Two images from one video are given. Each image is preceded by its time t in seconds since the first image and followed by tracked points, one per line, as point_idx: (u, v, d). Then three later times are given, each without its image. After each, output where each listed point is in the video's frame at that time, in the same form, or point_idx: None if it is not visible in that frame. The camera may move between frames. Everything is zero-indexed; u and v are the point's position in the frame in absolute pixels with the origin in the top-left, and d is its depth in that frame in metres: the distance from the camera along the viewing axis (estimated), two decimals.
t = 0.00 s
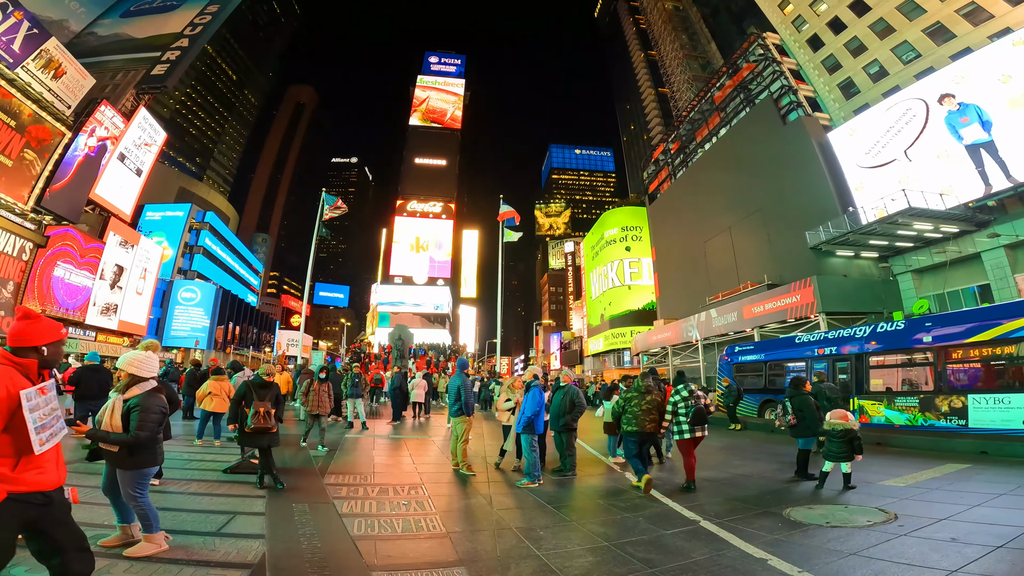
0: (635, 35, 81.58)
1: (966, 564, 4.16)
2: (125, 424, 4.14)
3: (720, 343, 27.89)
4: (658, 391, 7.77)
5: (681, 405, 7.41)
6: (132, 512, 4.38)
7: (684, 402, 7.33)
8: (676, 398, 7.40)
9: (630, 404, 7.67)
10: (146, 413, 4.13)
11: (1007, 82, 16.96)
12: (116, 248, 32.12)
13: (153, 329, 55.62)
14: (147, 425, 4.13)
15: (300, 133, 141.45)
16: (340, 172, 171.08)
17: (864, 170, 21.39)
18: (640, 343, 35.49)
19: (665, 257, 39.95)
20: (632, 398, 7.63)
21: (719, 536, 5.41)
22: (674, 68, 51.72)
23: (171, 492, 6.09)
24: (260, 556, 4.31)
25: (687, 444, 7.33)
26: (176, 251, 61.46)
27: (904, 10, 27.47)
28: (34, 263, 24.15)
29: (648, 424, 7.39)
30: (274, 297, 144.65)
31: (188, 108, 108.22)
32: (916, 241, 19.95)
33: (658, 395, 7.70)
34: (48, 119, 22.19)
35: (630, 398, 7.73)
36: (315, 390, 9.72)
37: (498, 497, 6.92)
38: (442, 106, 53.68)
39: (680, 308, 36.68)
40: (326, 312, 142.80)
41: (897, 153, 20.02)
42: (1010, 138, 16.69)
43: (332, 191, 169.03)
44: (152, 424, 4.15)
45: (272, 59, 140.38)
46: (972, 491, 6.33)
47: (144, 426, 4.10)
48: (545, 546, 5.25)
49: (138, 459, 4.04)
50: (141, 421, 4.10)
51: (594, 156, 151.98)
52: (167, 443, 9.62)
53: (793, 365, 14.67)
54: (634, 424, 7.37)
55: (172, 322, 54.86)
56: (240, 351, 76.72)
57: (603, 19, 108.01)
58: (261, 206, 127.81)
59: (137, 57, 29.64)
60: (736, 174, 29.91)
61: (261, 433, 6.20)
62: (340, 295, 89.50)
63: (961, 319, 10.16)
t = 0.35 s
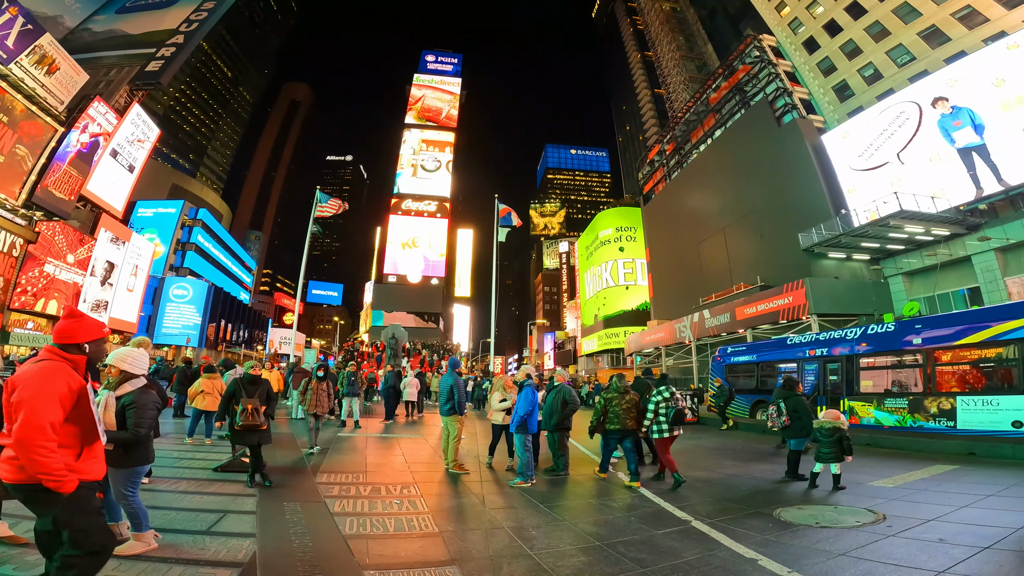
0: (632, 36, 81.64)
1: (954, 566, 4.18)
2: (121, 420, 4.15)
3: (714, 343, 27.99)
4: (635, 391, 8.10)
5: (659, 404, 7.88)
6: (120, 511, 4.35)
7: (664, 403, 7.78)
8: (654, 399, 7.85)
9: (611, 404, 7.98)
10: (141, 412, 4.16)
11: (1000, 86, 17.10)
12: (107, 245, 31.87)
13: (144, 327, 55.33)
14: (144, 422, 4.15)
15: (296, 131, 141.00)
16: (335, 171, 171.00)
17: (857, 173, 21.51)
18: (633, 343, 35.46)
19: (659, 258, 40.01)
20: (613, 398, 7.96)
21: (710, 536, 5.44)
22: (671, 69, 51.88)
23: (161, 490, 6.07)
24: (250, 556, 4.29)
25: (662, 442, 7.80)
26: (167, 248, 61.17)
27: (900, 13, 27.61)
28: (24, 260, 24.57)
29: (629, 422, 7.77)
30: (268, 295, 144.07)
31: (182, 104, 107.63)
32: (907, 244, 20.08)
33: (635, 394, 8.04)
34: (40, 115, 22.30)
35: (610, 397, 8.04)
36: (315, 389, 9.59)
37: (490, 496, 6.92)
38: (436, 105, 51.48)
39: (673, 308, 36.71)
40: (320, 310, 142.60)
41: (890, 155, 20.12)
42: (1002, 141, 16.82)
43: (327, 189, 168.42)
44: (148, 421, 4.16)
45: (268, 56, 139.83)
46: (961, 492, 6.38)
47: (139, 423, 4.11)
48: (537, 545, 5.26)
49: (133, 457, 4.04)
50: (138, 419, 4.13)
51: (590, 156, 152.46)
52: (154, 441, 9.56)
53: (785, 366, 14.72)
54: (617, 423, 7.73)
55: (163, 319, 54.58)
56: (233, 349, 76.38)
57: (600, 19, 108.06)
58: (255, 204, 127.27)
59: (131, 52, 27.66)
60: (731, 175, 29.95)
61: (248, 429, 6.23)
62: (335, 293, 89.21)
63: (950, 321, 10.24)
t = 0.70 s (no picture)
0: (630, 36, 81.70)
1: (942, 567, 4.21)
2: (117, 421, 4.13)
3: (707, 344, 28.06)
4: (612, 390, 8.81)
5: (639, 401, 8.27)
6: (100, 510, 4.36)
7: (646, 401, 8.15)
8: (636, 397, 8.21)
9: (589, 400, 8.66)
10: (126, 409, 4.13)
11: (994, 90, 17.20)
12: (98, 241, 31.64)
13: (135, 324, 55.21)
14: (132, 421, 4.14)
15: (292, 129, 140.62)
16: (331, 169, 170.56)
17: (850, 175, 21.62)
18: (627, 343, 35.47)
19: (653, 259, 40.09)
20: (590, 395, 8.64)
21: (702, 537, 5.46)
22: (667, 70, 52.02)
23: (151, 489, 6.07)
24: (240, 554, 4.29)
25: (643, 437, 8.23)
26: (160, 245, 60.83)
27: (895, 16, 27.74)
28: (14, 256, 24.36)
29: (605, 418, 8.43)
30: (261, 292, 143.49)
31: (176, 101, 107.10)
32: (898, 246, 20.20)
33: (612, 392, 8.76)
34: (32, 111, 22.27)
35: (588, 394, 8.73)
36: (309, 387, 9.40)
37: (483, 496, 6.92)
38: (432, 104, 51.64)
39: (668, 309, 36.74)
40: (313, 308, 142.28)
41: (883, 159, 20.23)
42: (994, 145, 16.92)
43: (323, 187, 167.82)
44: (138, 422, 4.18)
45: (265, 53, 139.25)
46: (950, 493, 6.43)
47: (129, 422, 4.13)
48: (529, 545, 5.26)
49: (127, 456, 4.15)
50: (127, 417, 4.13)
51: (585, 156, 152.68)
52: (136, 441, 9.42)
53: (777, 367, 14.79)
54: (593, 419, 8.40)
55: (155, 316, 54.41)
56: (225, 347, 76.10)
57: (598, 19, 108.17)
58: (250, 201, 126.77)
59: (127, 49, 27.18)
60: (725, 177, 29.96)
61: (229, 428, 6.21)
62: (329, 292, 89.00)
63: (939, 324, 10.29)
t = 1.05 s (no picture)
0: (626, 36, 81.82)
1: (927, 567, 4.24)
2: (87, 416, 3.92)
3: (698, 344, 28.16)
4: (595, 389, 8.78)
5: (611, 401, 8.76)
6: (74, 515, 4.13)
7: (616, 400, 8.61)
8: (608, 396, 8.65)
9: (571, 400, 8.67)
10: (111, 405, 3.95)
11: (987, 93, 17.26)
12: (88, 236, 31.45)
13: (123, 320, 55.00)
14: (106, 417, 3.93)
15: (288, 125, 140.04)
16: (325, 165, 170.02)
17: (842, 177, 21.73)
18: (619, 343, 35.60)
19: (646, 259, 40.23)
20: (573, 396, 8.60)
21: (691, 535, 5.50)
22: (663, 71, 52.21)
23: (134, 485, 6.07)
24: (229, 552, 4.29)
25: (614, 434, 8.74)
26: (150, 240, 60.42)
27: (890, 19, 27.87)
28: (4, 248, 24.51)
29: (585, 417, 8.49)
30: (253, 289, 142.94)
31: (169, 95, 106.42)
32: (888, 249, 20.31)
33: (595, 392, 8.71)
34: (25, 106, 21.64)
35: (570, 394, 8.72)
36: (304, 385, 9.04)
37: (474, 494, 6.94)
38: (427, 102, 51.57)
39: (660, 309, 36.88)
40: (306, 305, 141.98)
41: (875, 161, 20.34)
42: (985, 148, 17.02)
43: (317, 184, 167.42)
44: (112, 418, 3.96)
45: (261, 48, 138.59)
46: (936, 493, 6.50)
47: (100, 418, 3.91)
48: (520, 544, 5.26)
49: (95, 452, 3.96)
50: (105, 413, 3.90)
51: (580, 155, 152.97)
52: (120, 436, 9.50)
53: (767, 367, 14.88)
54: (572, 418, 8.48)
55: (145, 311, 54.04)
56: (216, 344, 75.77)
57: (594, 19, 108.33)
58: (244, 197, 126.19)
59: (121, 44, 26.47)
60: (719, 178, 30.02)
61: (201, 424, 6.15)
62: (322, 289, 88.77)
63: (928, 325, 10.37)
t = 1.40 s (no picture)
0: (620, 37, 82.06)
1: (911, 567, 4.28)
2: (54, 411, 3.89)
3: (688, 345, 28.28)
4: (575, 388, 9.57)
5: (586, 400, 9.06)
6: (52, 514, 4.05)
7: (591, 399, 8.91)
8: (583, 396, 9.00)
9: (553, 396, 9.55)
10: (76, 401, 3.95)
11: (974, 96, 17.45)
12: (74, 234, 31.13)
13: (109, 318, 54.36)
14: (76, 412, 3.93)
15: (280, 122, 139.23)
16: (316, 164, 169.55)
17: (831, 180, 21.98)
18: (610, 343, 35.70)
19: (637, 260, 40.38)
20: (556, 391, 9.50)
21: (680, 535, 5.52)
22: (656, 72, 52.50)
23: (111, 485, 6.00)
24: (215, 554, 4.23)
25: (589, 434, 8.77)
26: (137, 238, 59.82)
27: (881, 22, 28.15)
28: None
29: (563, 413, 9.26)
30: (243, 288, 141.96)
31: (159, 92, 105.49)
32: (875, 251, 20.52)
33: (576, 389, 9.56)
34: (10, 102, 21.71)
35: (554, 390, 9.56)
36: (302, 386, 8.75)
37: (463, 494, 6.93)
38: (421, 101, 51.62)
39: (650, 309, 37.03)
40: (296, 304, 141.38)
41: (863, 164, 20.56)
42: (971, 151, 17.23)
43: (309, 182, 166.59)
44: (82, 413, 3.97)
45: (253, 46, 137.72)
46: (919, 493, 6.57)
47: (69, 413, 3.89)
48: (510, 544, 5.27)
49: (65, 449, 3.89)
50: (74, 410, 3.91)
51: (573, 156, 153.43)
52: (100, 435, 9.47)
53: (755, 368, 14.95)
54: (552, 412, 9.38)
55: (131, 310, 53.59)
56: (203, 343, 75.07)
57: (588, 19, 108.47)
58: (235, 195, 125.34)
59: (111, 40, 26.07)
60: (709, 179, 30.22)
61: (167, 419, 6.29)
62: (313, 288, 88.37)
63: (913, 327, 10.49)
